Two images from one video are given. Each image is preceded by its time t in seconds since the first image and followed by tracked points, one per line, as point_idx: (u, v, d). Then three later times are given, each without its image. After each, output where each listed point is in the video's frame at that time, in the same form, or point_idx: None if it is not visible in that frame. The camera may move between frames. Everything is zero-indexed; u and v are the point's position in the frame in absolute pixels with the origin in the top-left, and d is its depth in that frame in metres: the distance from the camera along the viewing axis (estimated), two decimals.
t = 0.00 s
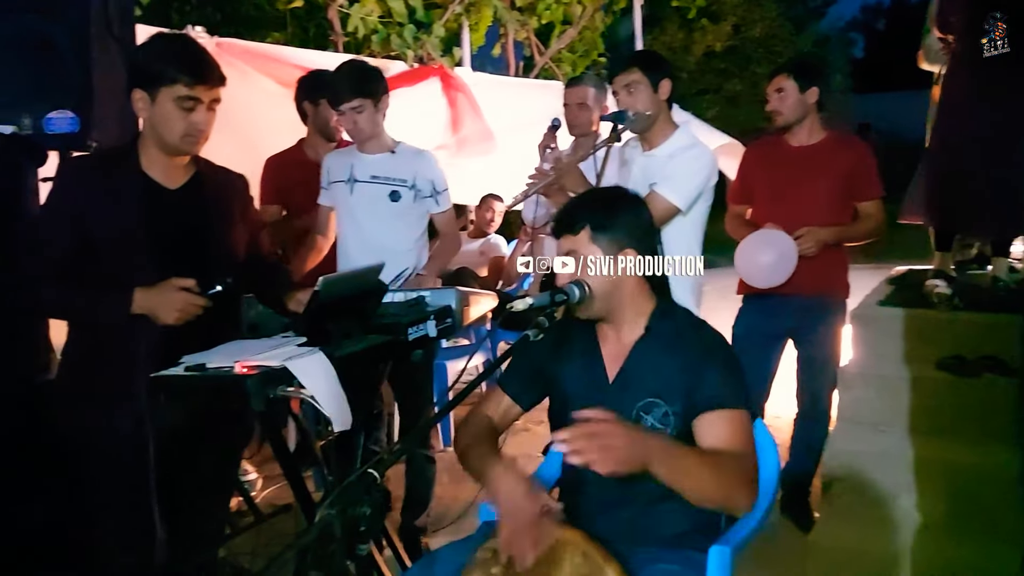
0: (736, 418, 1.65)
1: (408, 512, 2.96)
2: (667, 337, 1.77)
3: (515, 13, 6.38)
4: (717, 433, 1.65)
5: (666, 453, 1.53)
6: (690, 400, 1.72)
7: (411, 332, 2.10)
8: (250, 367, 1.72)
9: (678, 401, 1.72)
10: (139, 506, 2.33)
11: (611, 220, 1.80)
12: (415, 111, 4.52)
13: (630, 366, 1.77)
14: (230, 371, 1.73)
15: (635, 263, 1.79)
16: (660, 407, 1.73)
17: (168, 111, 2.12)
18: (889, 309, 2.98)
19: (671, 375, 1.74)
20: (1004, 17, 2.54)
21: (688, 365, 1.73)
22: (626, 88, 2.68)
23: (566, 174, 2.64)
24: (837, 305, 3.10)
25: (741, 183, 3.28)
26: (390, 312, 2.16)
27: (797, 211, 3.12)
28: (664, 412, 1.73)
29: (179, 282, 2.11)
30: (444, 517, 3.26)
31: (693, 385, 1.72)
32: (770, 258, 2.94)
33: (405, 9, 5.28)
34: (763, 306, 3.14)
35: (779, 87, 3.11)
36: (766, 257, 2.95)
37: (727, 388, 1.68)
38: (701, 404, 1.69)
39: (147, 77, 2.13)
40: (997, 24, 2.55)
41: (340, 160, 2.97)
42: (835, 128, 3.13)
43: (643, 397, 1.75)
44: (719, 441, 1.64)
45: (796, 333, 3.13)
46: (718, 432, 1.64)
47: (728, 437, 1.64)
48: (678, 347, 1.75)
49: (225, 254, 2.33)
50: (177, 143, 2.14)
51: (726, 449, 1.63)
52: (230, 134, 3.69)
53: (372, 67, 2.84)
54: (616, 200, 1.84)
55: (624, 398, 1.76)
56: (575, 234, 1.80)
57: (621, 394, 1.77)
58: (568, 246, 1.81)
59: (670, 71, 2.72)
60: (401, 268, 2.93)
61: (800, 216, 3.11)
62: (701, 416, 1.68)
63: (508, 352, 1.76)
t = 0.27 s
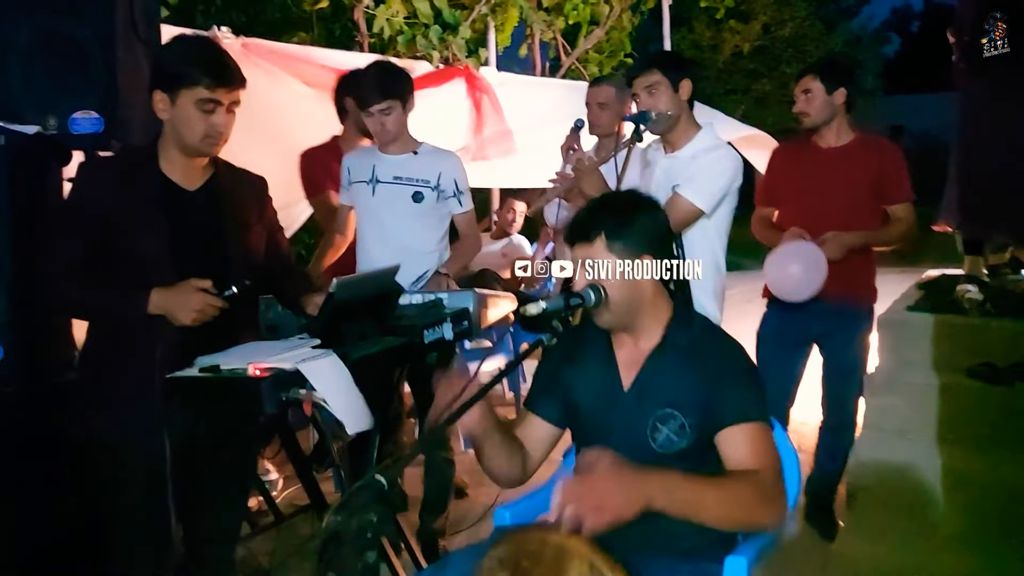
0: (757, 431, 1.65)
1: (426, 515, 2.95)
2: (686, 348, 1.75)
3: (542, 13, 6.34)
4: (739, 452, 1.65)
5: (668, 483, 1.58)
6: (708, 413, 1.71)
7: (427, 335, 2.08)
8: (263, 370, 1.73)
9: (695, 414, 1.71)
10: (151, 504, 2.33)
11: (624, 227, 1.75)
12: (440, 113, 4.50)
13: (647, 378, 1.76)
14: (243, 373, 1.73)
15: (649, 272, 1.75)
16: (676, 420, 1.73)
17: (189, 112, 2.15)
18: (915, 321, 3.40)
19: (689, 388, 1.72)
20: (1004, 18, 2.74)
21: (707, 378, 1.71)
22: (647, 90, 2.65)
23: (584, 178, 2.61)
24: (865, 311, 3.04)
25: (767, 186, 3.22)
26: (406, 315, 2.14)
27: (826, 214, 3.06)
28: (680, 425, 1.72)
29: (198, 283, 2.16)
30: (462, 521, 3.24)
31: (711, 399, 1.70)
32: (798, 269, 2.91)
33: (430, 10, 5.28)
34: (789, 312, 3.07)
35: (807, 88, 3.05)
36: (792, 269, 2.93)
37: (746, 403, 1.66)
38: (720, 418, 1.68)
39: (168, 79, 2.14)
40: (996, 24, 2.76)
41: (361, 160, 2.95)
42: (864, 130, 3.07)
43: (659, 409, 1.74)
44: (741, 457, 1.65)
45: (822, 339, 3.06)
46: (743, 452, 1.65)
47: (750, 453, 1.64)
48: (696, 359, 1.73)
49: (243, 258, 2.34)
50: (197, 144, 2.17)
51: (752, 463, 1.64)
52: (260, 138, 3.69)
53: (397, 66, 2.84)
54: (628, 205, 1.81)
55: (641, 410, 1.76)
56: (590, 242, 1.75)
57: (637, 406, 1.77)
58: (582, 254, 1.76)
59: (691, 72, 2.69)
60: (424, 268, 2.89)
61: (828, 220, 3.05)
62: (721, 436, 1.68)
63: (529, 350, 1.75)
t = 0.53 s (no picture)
0: (771, 447, 1.59)
1: (430, 527, 2.92)
2: (685, 360, 1.70)
3: (555, 22, 6.31)
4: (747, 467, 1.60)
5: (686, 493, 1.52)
6: (709, 428, 1.66)
7: (427, 348, 2.12)
8: (260, 384, 1.73)
9: (696, 428, 1.66)
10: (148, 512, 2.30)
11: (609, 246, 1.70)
12: (450, 122, 4.48)
13: (646, 391, 1.72)
14: (241, 388, 1.73)
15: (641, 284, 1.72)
16: (677, 434, 1.68)
17: (190, 125, 2.21)
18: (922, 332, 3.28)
19: (689, 402, 1.67)
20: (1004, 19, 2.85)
21: (708, 392, 1.66)
22: (653, 101, 2.64)
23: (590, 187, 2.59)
24: (877, 324, 3.00)
25: (776, 199, 3.20)
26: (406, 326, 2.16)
27: (839, 224, 3.02)
28: (680, 439, 1.68)
29: (193, 296, 2.18)
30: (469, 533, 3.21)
31: (712, 413, 1.65)
32: (812, 293, 2.87)
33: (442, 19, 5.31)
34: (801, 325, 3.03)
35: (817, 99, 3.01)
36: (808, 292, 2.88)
37: (749, 419, 1.60)
38: (721, 433, 1.63)
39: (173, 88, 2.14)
40: (997, 24, 2.87)
41: (368, 170, 2.94)
42: (877, 141, 3.02)
43: (659, 423, 1.70)
44: (753, 477, 1.59)
45: (833, 353, 3.03)
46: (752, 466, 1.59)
47: (763, 472, 1.58)
48: (698, 373, 1.68)
49: (244, 264, 2.36)
50: (199, 157, 2.23)
51: (767, 484, 1.57)
52: (270, 150, 3.68)
53: (406, 77, 2.85)
54: (610, 221, 1.76)
55: (640, 424, 1.72)
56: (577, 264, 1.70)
57: (637, 420, 1.73)
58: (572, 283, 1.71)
59: (700, 83, 2.67)
60: (430, 279, 2.89)
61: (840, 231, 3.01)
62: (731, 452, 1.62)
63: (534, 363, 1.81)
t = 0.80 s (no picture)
0: (756, 464, 1.58)
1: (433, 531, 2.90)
2: (686, 365, 1.69)
3: (569, 26, 6.27)
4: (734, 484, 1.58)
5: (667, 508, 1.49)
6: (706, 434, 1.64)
7: (428, 351, 2.12)
8: (257, 387, 1.74)
9: (694, 435, 1.64)
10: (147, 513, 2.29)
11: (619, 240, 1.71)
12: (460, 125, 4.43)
13: (643, 395, 1.71)
14: (236, 390, 1.75)
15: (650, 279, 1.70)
16: (674, 439, 1.66)
17: (192, 124, 2.29)
18: (938, 343, 3.09)
19: (687, 405, 1.66)
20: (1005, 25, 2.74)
21: (707, 395, 1.65)
22: (660, 105, 2.63)
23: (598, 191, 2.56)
24: (887, 332, 3.00)
25: (789, 203, 3.06)
26: (408, 329, 2.17)
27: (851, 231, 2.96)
28: (678, 444, 1.66)
29: (193, 296, 2.26)
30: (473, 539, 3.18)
31: (710, 417, 1.64)
32: (823, 302, 3.03)
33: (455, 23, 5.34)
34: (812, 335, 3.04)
35: (829, 105, 2.91)
36: (819, 301, 3.04)
37: (747, 423, 1.59)
38: (716, 439, 1.61)
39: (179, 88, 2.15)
40: (997, 24, 2.76)
41: (374, 173, 2.93)
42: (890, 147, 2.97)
43: (656, 427, 1.69)
44: (738, 490, 1.58)
45: (845, 361, 3.04)
46: (741, 485, 1.57)
47: (748, 486, 1.57)
48: (698, 379, 1.67)
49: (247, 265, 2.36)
50: (201, 156, 2.31)
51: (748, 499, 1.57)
52: (282, 152, 3.67)
53: (414, 81, 2.89)
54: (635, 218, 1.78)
55: (637, 427, 1.71)
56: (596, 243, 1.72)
57: (635, 423, 1.72)
58: (586, 260, 1.72)
59: (707, 86, 2.63)
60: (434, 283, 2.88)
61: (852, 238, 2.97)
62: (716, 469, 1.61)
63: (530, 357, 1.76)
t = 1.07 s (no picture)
0: (757, 440, 1.57)
1: (438, 530, 2.89)
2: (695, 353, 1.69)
3: (584, 26, 6.23)
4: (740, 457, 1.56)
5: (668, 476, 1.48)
6: (712, 419, 1.63)
7: (432, 349, 2.12)
8: (255, 382, 1.72)
9: (701, 416, 1.64)
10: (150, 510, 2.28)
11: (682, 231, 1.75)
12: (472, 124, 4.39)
13: (651, 380, 1.71)
14: (237, 386, 1.73)
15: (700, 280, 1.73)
16: (680, 422, 1.66)
17: (197, 120, 2.23)
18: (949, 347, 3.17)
19: (694, 390, 1.66)
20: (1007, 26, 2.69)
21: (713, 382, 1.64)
22: (670, 104, 2.60)
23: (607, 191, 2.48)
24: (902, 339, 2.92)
25: (802, 204, 3.05)
26: (413, 327, 2.17)
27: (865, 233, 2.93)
28: (684, 428, 1.66)
29: (198, 291, 2.20)
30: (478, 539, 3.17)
31: (717, 403, 1.63)
32: (828, 297, 2.87)
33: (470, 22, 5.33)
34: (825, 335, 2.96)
35: (843, 106, 2.88)
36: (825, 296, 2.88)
37: (753, 408, 1.59)
38: (723, 424, 1.61)
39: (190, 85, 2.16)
40: (996, 24, 2.71)
41: (383, 170, 2.92)
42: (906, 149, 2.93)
43: (663, 411, 1.68)
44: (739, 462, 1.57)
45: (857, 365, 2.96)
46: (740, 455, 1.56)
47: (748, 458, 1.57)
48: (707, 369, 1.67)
49: (253, 262, 2.35)
50: (206, 151, 2.23)
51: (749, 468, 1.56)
52: (292, 153, 3.65)
53: (422, 81, 2.84)
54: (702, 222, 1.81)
55: (644, 415, 1.70)
56: (666, 225, 1.75)
57: (641, 410, 1.71)
58: (646, 234, 1.75)
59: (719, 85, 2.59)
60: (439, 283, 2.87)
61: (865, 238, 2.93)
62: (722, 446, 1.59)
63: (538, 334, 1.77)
